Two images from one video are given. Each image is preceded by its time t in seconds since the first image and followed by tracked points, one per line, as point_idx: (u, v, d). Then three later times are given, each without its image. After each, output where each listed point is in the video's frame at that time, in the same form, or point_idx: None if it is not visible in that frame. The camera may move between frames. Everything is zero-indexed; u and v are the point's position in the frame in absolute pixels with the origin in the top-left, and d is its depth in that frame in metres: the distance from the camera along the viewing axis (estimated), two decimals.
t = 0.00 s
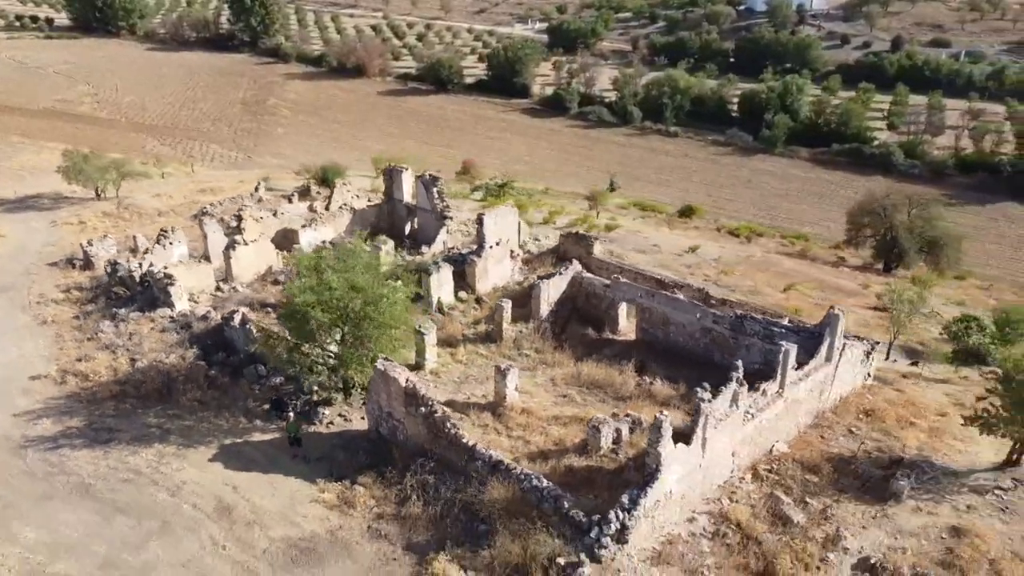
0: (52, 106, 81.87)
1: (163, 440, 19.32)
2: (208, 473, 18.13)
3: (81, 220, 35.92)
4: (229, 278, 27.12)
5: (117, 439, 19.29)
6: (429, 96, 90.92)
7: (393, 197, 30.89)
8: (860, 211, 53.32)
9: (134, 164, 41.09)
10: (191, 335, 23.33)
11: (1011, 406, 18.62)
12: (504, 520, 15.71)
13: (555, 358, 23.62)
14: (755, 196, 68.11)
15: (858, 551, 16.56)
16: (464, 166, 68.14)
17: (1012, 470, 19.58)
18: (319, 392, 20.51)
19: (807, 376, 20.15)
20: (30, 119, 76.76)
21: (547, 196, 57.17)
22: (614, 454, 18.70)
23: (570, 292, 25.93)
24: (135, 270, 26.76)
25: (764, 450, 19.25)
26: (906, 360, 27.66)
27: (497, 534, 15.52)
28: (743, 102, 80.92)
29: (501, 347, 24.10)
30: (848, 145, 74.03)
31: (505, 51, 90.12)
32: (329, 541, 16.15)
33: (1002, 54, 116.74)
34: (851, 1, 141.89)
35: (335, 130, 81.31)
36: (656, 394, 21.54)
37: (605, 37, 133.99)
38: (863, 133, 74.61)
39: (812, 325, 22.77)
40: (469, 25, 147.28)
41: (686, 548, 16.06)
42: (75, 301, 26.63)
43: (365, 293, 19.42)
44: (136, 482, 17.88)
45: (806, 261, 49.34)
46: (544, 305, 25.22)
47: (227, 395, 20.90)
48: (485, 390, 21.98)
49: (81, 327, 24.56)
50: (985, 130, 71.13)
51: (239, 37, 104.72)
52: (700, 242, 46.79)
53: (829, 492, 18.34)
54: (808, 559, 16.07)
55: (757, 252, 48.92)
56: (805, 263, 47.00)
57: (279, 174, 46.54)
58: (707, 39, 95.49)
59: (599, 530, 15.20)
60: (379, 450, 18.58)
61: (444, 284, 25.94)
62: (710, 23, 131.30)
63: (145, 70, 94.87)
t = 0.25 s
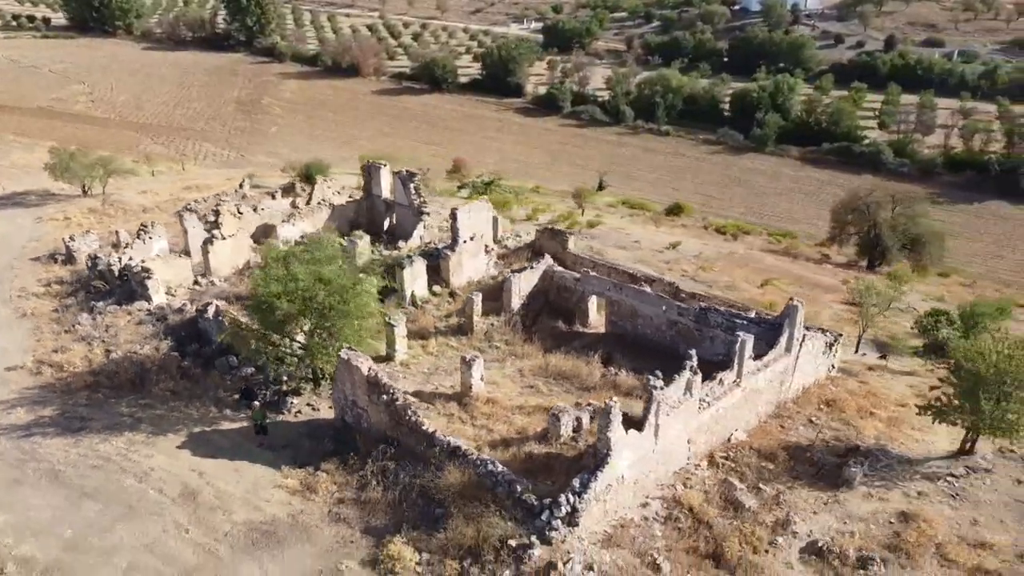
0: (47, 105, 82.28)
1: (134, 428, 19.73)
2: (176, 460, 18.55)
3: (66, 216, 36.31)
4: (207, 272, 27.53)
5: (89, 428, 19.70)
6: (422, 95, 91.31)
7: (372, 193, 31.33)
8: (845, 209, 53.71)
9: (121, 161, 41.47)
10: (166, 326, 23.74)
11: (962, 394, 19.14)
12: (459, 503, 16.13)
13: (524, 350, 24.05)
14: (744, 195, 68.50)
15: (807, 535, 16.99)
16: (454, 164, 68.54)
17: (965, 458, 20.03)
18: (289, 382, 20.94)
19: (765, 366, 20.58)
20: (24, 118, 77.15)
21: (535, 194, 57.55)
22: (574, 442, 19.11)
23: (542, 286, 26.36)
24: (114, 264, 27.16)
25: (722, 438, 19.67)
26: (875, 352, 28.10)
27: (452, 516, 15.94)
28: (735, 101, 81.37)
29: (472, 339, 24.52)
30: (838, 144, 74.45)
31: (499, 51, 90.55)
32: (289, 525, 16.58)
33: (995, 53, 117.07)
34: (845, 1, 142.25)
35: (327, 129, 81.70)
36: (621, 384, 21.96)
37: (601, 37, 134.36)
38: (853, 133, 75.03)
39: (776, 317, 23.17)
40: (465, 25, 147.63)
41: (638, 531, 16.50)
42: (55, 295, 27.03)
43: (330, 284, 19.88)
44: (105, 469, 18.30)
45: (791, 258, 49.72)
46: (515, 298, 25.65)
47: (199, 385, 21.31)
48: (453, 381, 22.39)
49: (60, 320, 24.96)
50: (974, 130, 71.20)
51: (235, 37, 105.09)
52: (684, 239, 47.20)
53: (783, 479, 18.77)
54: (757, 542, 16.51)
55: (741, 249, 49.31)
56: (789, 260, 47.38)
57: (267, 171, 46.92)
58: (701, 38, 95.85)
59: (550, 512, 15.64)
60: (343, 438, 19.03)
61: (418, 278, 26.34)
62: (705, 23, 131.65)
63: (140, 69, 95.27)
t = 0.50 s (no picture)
0: (43, 104, 82.63)
1: (108, 420, 20.05)
2: (147, 450, 18.87)
3: (53, 214, 36.65)
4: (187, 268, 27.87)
5: (64, 419, 20.03)
6: (417, 95, 91.64)
7: (354, 190, 31.70)
8: (832, 208, 54.01)
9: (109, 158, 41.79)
10: (144, 321, 24.07)
11: (918, 386, 19.65)
12: (420, 491, 16.47)
13: (497, 344, 24.40)
14: (734, 194, 68.82)
15: (763, 523, 17.34)
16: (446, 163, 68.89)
17: (926, 449, 20.42)
18: (261, 373, 21.30)
19: (730, 359, 20.91)
20: (19, 117, 77.51)
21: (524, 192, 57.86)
22: (540, 433, 19.44)
23: (517, 282, 26.72)
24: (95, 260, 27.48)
25: (685, 429, 20.01)
26: (848, 347, 28.38)
27: (413, 504, 16.28)
28: (727, 101, 81.74)
29: (446, 333, 24.88)
30: (829, 144, 74.79)
31: (494, 50, 90.91)
32: (255, 513, 16.92)
33: (988, 53, 117.33)
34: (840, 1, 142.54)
35: (321, 128, 82.03)
36: (590, 377, 22.31)
37: (596, 36, 134.69)
38: (845, 132, 75.34)
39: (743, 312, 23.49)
40: (462, 25, 147.96)
41: (596, 519, 16.84)
42: (37, 290, 27.36)
43: (299, 278, 20.01)
44: (78, 459, 18.63)
45: (777, 256, 50.03)
46: (490, 293, 26.03)
47: (173, 377, 21.64)
48: (426, 374, 22.73)
49: (40, 315, 25.28)
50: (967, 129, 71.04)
51: (232, 36, 105.43)
52: (671, 237, 47.54)
53: (744, 469, 19.10)
54: (713, 529, 16.86)
55: (727, 247, 49.65)
56: (774, 258, 47.69)
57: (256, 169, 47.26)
58: (695, 38, 96.14)
59: (508, 500, 15.99)
60: (312, 429, 19.36)
61: (396, 273, 26.64)
62: (700, 22, 131.96)
63: (136, 69, 95.64)
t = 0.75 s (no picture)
0: (36, 104, 82.97)
1: (77, 411, 20.38)
2: (114, 440, 19.20)
3: (37, 211, 36.98)
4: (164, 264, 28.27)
5: (34, 410, 20.38)
6: (411, 94, 91.99)
7: (331, 187, 32.07)
8: (817, 206, 54.35)
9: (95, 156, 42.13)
10: (118, 315, 24.44)
11: (871, 378, 20.06)
12: (375, 478, 16.82)
13: (466, 338, 24.75)
14: (722, 192, 69.16)
15: (715, 510, 17.69)
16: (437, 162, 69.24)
17: (882, 440, 20.78)
18: (230, 365, 21.66)
19: (690, 352, 21.27)
20: (13, 116, 77.86)
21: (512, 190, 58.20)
22: (500, 424, 19.80)
23: (488, 276, 27.07)
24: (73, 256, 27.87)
25: (644, 420, 20.37)
26: (818, 342, 28.63)
27: (368, 490, 16.64)
28: (718, 100, 82.16)
29: (417, 327, 25.23)
30: (819, 142, 75.12)
31: (488, 50, 91.25)
32: (216, 500, 17.29)
33: (981, 53, 117.57)
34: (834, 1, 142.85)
35: (313, 127, 82.33)
36: (555, 369, 22.67)
37: (591, 36, 135.07)
38: (835, 131, 75.67)
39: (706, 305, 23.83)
40: (457, 25, 148.29)
41: (550, 507, 17.22)
42: (15, 285, 27.70)
43: (263, 270, 20.40)
44: (45, 448, 18.98)
45: (761, 254, 50.35)
46: (461, 288, 26.38)
47: (145, 370, 22.01)
48: (393, 367, 23.09)
49: (16, 309, 25.63)
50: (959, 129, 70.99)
51: (227, 35, 105.72)
52: (654, 235, 47.88)
53: (700, 459, 19.46)
54: (663, 516, 17.23)
55: (711, 245, 49.98)
56: (758, 256, 48.00)
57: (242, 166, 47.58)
58: (689, 37, 96.43)
59: (461, 487, 16.34)
60: (276, 419, 19.73)
61: (369, 268, 26.99)
62: (694, 22, 132.28)
63: (131, 68, 95.97)
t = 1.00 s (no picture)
0: (31, 103, 83.27)
1: (50, 404, 20.66)
2: (84, 432, 19.48)
3: (24, 208, 37.30)
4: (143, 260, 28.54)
5: (7, 403, 20.68)
6: (405, 94, 92.30)
7: (311, 185, 32.35)
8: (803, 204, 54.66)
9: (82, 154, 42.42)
10: (95, 310, 24.73)
11: (831, 370, 20.38)
12: (336, 469, 17.12)
13: (439, 333, 25.02)
14: (712, 191, 69.48)
15: (673, 501, 17.99)
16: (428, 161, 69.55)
17: (844, 433, 21.09)
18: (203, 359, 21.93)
19: (655, 346, 21.55)
20: (7, 116, 78.18)
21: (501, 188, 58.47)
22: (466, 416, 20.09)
23: (463, 272, 27.35)
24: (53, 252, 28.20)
25: (609, 412, 20.66)
26: (791, 338, 28.93)
27: (329, 480, 16.93)
28: (711, 99, 82.47)
29: (391, 322, 25.51)
30: (810, 142, 75.42)
31: (482, 49, 91.51)
32: (181, 490, 17.59)
33: (975, 53, 117.76)
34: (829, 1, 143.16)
35: (307, 127, 82.62)
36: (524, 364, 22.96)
37: (586, 36, 135.36)
38: (826, 130, 75.97)
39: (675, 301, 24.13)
40: (453, 25, 148.63)
41: (509, 496, 17.51)
42: None
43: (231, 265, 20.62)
44: (15, 440, 19.26)
45: (747, 252, 50.66)
46: (436, 284, 26.65)
47: (119, 364, 22.29)
48: (365, 361, 23.38)
49: None
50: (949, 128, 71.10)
51: (223, 35, 105.96)
52: (640, 234, 48.20)
53: (662, 451, 19.75)
54: (621, 506, 17.54)
55: (697, 243, 50.27)
56: (743, 254, 48.31)
57: (231, 165, 47.85)
58: (683, 37, 96.69)
59: (419, 477, 16.63)
60: (245, 411, 20.02)
61: (345, 264, 27.31)
62: (689, 22, 132.56)
63: (126, 68, 96.28)
